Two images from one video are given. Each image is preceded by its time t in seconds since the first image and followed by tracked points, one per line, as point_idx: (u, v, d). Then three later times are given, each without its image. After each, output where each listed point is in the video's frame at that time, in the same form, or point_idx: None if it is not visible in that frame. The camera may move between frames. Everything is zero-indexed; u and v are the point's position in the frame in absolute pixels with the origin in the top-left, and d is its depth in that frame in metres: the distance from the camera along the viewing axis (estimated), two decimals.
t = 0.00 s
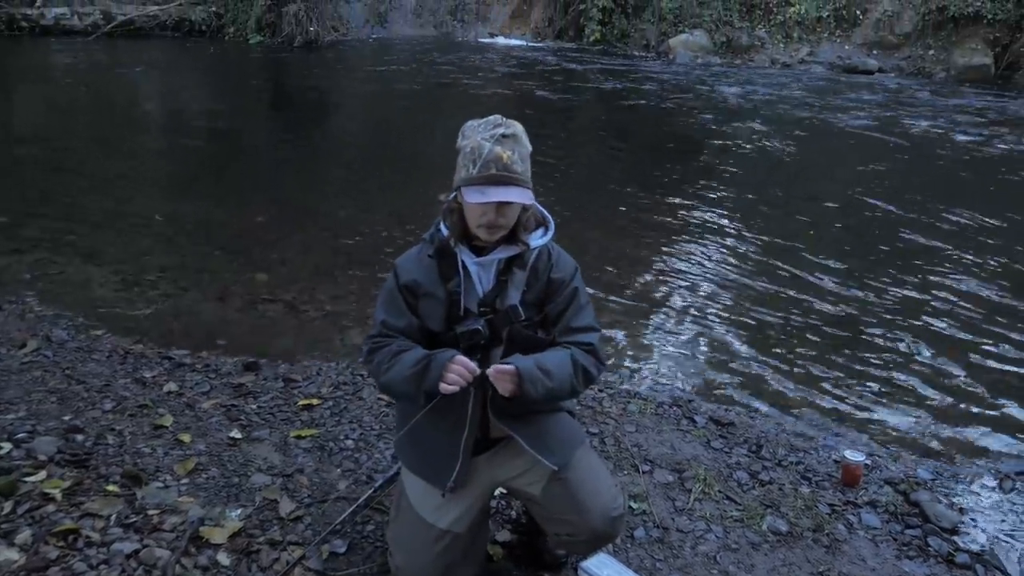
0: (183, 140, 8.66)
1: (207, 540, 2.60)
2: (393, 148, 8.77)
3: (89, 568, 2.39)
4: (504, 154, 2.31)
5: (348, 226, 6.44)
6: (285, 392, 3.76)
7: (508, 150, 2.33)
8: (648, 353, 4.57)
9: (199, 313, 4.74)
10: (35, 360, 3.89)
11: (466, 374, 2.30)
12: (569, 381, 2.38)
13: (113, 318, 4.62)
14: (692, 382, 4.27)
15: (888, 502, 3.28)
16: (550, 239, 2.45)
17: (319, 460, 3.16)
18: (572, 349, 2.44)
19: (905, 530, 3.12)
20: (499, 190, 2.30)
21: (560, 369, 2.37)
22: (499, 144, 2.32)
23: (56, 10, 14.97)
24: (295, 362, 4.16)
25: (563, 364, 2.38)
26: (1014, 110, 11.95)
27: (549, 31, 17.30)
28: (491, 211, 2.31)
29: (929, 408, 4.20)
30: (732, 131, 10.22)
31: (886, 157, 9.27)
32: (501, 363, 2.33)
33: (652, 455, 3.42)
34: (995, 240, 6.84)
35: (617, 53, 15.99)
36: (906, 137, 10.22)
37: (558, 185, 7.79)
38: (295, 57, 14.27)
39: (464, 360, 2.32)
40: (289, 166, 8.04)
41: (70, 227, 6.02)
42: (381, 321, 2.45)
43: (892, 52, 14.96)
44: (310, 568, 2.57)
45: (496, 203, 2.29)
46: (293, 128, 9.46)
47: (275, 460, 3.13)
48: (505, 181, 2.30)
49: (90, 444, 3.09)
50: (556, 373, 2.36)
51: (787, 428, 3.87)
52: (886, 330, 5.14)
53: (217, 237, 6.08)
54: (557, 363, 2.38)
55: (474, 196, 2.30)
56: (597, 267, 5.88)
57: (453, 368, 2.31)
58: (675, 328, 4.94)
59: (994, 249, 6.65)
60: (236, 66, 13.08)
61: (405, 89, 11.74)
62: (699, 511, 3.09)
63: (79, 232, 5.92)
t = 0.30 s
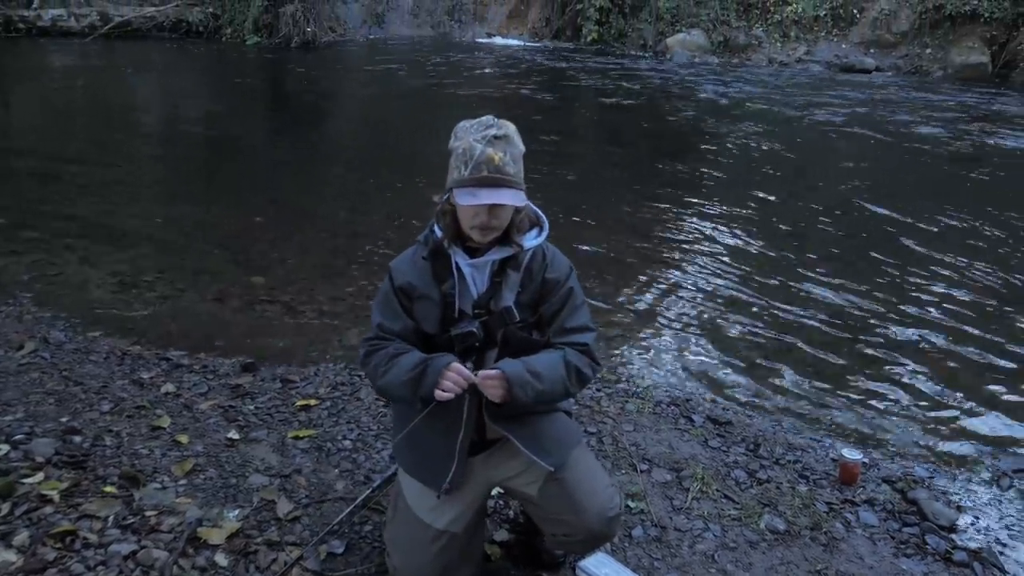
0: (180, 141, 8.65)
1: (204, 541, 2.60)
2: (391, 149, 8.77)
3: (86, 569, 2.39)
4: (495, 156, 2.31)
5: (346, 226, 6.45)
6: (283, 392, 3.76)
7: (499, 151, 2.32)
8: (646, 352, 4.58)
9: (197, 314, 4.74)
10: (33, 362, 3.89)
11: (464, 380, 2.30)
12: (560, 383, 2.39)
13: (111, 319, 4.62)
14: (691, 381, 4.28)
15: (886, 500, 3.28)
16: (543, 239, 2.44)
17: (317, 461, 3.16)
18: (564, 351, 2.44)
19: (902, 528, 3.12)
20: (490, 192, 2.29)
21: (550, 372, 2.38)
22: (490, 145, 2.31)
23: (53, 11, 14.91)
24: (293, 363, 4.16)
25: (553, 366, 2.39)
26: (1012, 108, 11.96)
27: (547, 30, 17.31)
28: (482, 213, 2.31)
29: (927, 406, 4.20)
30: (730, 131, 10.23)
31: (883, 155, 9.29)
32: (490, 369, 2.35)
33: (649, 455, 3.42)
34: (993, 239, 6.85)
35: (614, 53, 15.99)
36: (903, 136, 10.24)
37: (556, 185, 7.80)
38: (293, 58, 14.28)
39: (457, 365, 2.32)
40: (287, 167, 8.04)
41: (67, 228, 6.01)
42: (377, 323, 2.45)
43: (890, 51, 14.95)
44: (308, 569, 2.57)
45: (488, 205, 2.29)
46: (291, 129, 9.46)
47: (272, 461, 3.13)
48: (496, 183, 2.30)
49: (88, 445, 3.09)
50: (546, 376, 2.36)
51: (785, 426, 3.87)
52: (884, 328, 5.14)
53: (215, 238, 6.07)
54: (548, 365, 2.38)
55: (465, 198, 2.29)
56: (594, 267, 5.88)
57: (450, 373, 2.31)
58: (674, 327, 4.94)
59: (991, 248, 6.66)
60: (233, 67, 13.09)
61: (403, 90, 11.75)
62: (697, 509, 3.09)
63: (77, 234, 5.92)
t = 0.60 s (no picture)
0: (181, 142, 8.65)
1: (204, 541, 2.60)
2: (391, 149, 8.78)
3: (86, 569, 2.39)
4: (489, 159, 2.30)
5: (346, 227, 6.45)
6: (283, 393, 3.76)
7: (493, 154, 2.32)
8: (647, 353, 4.58)
9: (197, 315, 4.75)
10: (33, 362, 3.89)
11: (460, 404, 2.30)
12: (560, 384, 2.39)
13: (111, 319, 4.62)
14: (692, 382, 4.28)
15: (886, 501, 3.28)
16: (540, 240, 2.45)
17: (316, 461, 3.16)
18: (563, 351, 2.44)
19: (902, 529, 3.12)
20: (485, 196, 2.29)
21: (549, 374, 2.38)
22: (483, 148, 2.31)
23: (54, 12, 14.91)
24: (293, 363, 4.16)
25: (552, 368, 2.39)
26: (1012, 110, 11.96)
27: (547, 31, 17.30)
28: (478, 216, 2.31)
29: (927, 408, 4.20)
30: (730, 132, 10.23)
31: (884, 156, 9.30)
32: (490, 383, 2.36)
33: (649, 456, 3.42)
34: (992, 240, 6.85)
35: (615, 54, 15.99)
36: (903, 136, 10.25)
37: (556, 186, 7.80)
38: (293, 58, 14.29)
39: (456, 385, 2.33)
40: (287, 167, 8.05)
41: (67, 229, 6.02)
42: (374, 327, 2.45)
43: (891, 52, 14.94)
44: (307, 569, 2.57)
45: (483, 208, 2.29)
46: (291, 130, 9.46)
47: (272, 462, 3.13)
48: (491, 187, 2.30)
49: (88, 446, 3.09)
50: (545, 379, 2.37)
51: (785, 427, 3.87)
52: (885, 329, 5.13)
53: (215, 238, 6.07)
54: (546, 366, 2.39)
55: (459, 202, 2.30)
56: (595, 268, 5.88)
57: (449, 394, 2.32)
58: (673, 329, 4.93)
59: (991, 249, 6.65)
60: (234, 68, 13.09)
61: (403, 91, 11.76)
62: (696, 511, 3.09)
63: (77, 234, 5.92)
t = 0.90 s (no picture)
0: (182, 146, 8.67)
1: (206, 545, 2.60)
2: (393, 153, 8.79)
3: (88, 573, 2.40)
4: (484, 165, 2.30)
5: (347, 231, 6.46)
6: (285, 396, 3.77)
7: (488, 160, 2.31)
8: (648, 357, 4.57)
9: (199, 319, 4.76)
10: (35, 366, 3.90)
11: (449, 419, 2.32)
12: (557, 386, 2.39)
13: (112, 323, 4.63)
14: (693, 385, 4.28)
15: (887, 505, 3.28)
16: (539, 244, 2.44)
17: (318, 465, 3.16)
18: (559, 351, 2.44)
19: (904, 533, 3.12)
20: (481, 202, 2.30)
21: (546, 376, 2.39)
22: (478, 154, 2.30)
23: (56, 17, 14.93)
24: (295, 367, 4.16)
25: (547, 369, 2.40)
26: (1013, 113, 11.97)
27: (548, 35, 17.29)
28: (473, 222, 2.32)
29: (928, 411, 4.20)
30: (731, 135, 10.22)
31: (884, 159, 9.32)
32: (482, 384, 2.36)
33: (651, 459, 3.42)
34: (993, 243, 6.86)
35: (616, 57, 16.00)
36: (904, 139, 10.26)
37: (557, 190, 7.81)
38: (295, 62, 14.32)
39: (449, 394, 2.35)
40: (288, 172, 8.06)
41: (69, 233, 6.02)
42: (375, 332, 2.47)
43: (891, 55, 14.96)
44: (309, 572, 2.57)
45: (478, 215, 2.30)
46: (292, 134, 9.47)
47: (273, 465, 3.13)
48: (486, 193, 2.30)
49: (90, 449, 3.09)
50: (541, 381, 2.38)
51: (787, 430, 3.87)
52: (886, 333, 5.13)
53: (216, 242, 6.08)
54: (543, 368, 2.39)
55: (455, 209, 2.31)
56: (597, 271, 5.89)
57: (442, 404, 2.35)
58: (674, 332, 4.93)
59: (992, 252, 6.66)
60: (236, 72, 13.13)
61: (405, 94, 11.78)
62: (698, 514, 3.09)
63: (79, 238, 5.93)
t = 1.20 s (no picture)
0: (185, 144, 8.67)
1: (209, 541, 2.61)
2: (396, 152, 8.80)
3: (92, 568, 2.41)
4: (481, 161, 2.30)
5: (350, 229, 6.47)
6: (288, 393, 3.78)
7: (486, 156, 2.31)
8: (651, 355, 4.58)
9: (202, 316, 4.77)
10: (39, 363, 3.91)
11: (419, 404, 2.28)
12: (548, 379, 2.35)
13: (116, 320, 4.64)
14: (696, 384, 4.29)
15: (889, 504, 3.28)
16: (540, 244, 2.45)
17: (320, 462, 3.17)
18: (554, 348, 2.41)
19: (906, 532, 3.13)
20: (477, 198, 2.29)
21: (537, 369, 2.34)
22: (477, 150, 2.30)
23: (59, 14, 14.92)
24: (298, 364, 4.17)
25: (540, 361, 2.35)
26: (1018, 112, 11.95)
27: (551, 34, 17.30)
28: (471, 219, 2.32)
29: (930, 410, 4.20)
30: (734, 134, 10.22)
31: (888, 159, 9.31)
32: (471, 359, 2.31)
33: (653, 457, 3.43)
34: (997, 243, 6.85)
35: (619, 56, 16.00)
36: (908, 139, 10.25)
37: (560, 189, 7.81)
38: (298, 61, 14.32)
39: (425, 381, 2.32)
40: (291, 170, 8.06)
41: (73, 231, 6.03)
42: (373, 326, 2.48)
43: (895, 55, 14.94)
44: (312, 568, 2.57)
45: (475, 210, 2.29)
46: (295, 132, 9.48)
47: (276, 462, 3.14)
48: (484, 189, 2.29)
49: (94, 446, 3.10)
50: (530, 369, 2.33)
51: (789, 429, 3.87)
52: (888, 332, 5.13)
53: (219, 240, 6.09)
54: (533, 360, 2.35)
55: (452, 204, 2.31)
56: (600, 270, 5.90)
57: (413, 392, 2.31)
58: (677, 331, 4.94)
59: (995, 252, 6.66)
60: (239, 70, 13.14)
61: (408, 93, 11.79)
62: (700, 512, 3.10)
63: (82, 236, 5.95)
